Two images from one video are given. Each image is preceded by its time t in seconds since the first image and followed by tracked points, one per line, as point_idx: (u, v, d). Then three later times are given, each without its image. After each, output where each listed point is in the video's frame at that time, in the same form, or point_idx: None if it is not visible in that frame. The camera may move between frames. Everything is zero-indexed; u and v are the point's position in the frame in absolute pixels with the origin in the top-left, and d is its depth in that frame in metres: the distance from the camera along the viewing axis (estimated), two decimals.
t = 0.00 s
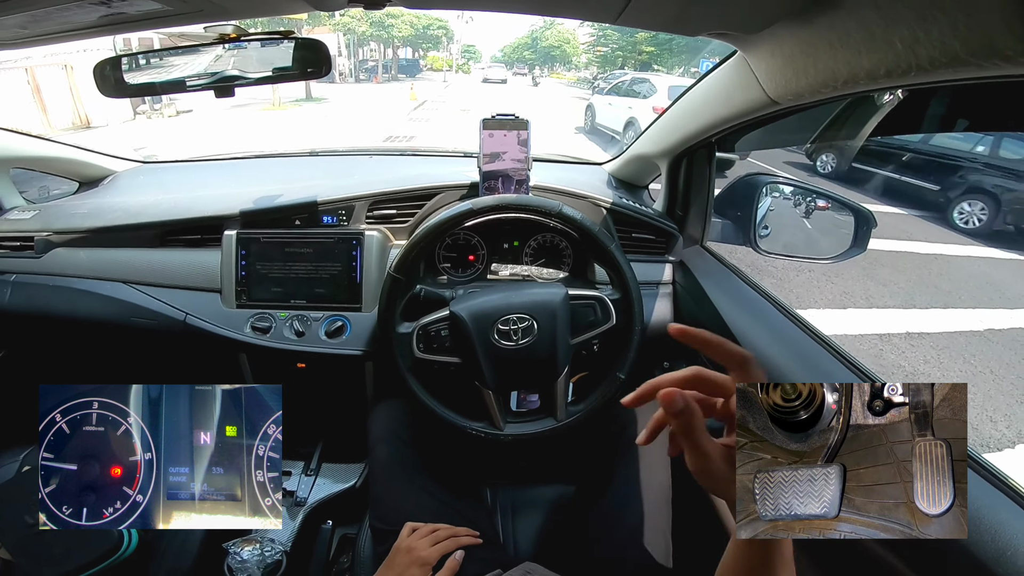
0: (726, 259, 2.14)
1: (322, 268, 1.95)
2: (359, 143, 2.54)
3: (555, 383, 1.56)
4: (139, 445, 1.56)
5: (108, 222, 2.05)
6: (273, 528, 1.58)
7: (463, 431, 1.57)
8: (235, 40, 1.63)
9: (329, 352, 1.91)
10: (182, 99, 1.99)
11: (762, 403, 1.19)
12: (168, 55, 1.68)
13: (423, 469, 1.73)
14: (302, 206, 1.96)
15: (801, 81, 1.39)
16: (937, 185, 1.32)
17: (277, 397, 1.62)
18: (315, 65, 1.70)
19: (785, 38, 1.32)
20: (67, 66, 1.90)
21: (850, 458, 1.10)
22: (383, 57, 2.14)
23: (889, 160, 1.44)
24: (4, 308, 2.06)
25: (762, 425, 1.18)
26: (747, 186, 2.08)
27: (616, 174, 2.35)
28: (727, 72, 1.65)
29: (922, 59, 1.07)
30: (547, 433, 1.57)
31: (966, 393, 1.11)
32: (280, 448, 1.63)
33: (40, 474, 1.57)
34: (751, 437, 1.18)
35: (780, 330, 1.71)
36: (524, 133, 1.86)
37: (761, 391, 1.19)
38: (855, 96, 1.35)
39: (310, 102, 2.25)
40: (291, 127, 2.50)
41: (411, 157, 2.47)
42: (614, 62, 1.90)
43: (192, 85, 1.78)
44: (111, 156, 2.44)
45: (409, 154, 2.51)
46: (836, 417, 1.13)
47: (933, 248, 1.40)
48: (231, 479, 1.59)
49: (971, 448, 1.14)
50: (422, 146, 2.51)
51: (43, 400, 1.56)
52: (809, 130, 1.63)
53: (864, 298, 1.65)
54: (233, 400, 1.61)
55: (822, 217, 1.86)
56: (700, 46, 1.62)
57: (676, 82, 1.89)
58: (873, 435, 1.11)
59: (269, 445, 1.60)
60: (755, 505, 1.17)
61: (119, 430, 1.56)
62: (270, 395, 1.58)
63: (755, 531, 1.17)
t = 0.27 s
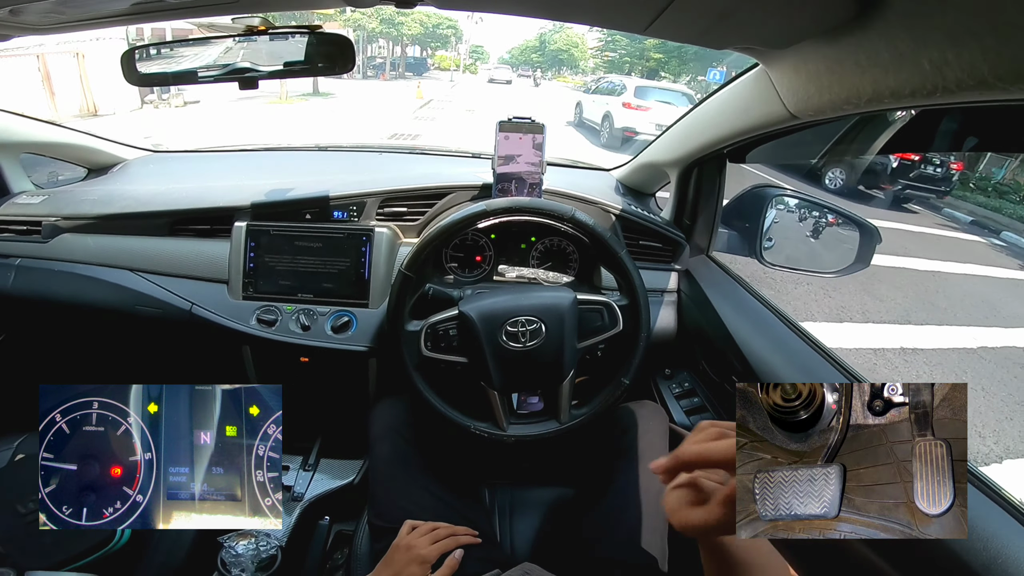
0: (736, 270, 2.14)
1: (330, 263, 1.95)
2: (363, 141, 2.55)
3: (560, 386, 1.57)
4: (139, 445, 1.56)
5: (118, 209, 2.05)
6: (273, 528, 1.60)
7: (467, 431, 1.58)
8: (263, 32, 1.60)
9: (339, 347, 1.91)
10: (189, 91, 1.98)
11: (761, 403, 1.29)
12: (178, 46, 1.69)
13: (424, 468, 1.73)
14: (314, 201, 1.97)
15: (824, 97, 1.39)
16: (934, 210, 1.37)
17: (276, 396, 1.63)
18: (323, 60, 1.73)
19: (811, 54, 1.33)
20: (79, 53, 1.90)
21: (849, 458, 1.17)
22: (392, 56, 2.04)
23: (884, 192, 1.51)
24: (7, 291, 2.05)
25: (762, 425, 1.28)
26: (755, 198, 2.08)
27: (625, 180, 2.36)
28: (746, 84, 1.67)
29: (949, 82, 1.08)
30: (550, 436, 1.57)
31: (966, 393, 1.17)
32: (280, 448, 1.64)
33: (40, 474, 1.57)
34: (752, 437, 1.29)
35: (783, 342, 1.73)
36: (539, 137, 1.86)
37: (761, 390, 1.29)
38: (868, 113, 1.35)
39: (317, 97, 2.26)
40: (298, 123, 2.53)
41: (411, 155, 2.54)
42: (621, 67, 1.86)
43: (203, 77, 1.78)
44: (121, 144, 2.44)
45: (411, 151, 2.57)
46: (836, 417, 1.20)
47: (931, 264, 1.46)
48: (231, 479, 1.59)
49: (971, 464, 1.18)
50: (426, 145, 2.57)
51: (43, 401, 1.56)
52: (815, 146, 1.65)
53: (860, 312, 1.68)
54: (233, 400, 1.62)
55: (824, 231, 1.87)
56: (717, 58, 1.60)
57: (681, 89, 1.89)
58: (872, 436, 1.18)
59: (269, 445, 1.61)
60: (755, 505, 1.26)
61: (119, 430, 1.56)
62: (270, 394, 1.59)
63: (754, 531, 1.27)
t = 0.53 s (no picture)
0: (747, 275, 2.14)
1: (343, 259, 1.96)
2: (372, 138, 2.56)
3: (569, 387, 1.57)
4: (139, 445, 1.53)
5: (135, 200, 2.06)
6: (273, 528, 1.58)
7: (476, 430, 1.59)
8: (288, 26, 1.62)
9: (348, 342, 1.92)
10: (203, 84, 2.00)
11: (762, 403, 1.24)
12: (193, 40, 1.69)
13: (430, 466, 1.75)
14: (329, 196, 1.98)
15: (847, 107, 1.39)
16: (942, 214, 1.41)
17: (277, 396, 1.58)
18: (336, 57, 1.71)
19: (838, 62, 1.33)
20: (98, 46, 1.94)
21: (850, 458, 1.17)
22: (403, 53, 2.01)
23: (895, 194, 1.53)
24: (22, 279, 2.07)
25: (762, 425, 1.24)
26: (767, 205, 2.10)
27: (637, 183, 2.35)
28: (767, 90, 1.66)
29: (979, 95, 1.07)
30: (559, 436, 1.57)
31: (966, 393, 1.17)
32: (280, 448, 1.60)
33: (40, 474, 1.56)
34: (751, 437, 1.25)
35: (792, 347, 1.74)
36: (556, 138, 1.87)
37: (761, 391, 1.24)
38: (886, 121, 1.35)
39: (327, 93, 2.26)
40: (310, 118, 2.53)
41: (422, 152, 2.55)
42: (632, 68, 1.89)
43: (218, 71, 1.79)
44: (137, 136, 2.45)
45: (419, 149, 2.58)
46: (836, 417, 1.18)
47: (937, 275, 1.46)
48: (231, 479, 1.57)
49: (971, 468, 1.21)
50: (434, 142, 2.57)
51: (43, 401, 1.54)
52: (829, 155, 1.65)
53: (867, 320, 1.68)
54: (233, 400, 1.57)
55: (835, 239, 1.87)
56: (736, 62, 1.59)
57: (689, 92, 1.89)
58: (872, 436, 1.17)
59: (269, 445, 1.57)
60: (755, 506, 1.24)
61: (119, 430, 1.54)
62: (270, 395, 1.54)
63: (755, 531, 1.24)
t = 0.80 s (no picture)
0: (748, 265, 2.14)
1: (343, 255, 1.96)
2: (375, 132, 2.54)
3: (569, 381, 1.57)
4: (139, 445, 1.56)
5: (135, 200, 2.07)
6: (273, 527, 1.60)
7: (476, 424, 1.59)
8: (278, 24, 1.58)
9: (347, 338, 1.92)
10: (204, 82, 2.02)
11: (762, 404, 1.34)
12: (191, 39, 1.69)
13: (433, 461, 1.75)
14: (327, 192, 1.98)
15: (845, 95, 1.37)
16: (954, 202, 1.35)
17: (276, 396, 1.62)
18: (336, 51, 1.72)
19: (834, 51, 1.30)
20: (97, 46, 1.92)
21: (849, 458, 1.22)
22: (403, 46, 2.11)
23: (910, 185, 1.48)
24: (25, 280, 2.08)
25: (762, 425, 1.32)
26: (768, 195, 2.06)
27: (638, 174, 2.33)
28: (762, 81, 1.66)
29: (977, 83, 1.04)
30: (558, 430, 1.59)
31: (967, 394, 1.19)
32: (280, 448, 1.63)
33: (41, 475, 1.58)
34: (752, 437, 1.33)
35: (794, 338, 1.73)
36: (553, 131, 1.85)
37: (762, 391, 1.34)
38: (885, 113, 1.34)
39: (329, 89, 2.26)
40: (309, 113, 2.54)
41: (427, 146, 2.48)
42: (633, 59, 1.90)
43: (217, 68, 1.80)
44: (136, 135, 2.45)
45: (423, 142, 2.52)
46: (836, 418, 1.26)
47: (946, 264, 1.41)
48: (231, 479, 1.59)
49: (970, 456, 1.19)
50: (437, 135, 2.54)
51: (43, 401, 1.57)
52: (832, 143, 1.63)
53: (875, 310, 1.65)
54: (233, 401, 1.61)
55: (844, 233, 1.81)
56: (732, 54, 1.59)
57: (694, 83, 1.88)
58: (872, 436, 1.22)
59: (268, 445, 1.60)
60: (755, 505, 1.31)
61: (119, 430, 1.57)
62: (269, 395, 1.58)
63: (754, 531, 1.31)
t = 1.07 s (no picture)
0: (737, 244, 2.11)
1: (326, 248, 1.94)
2: (369, 125, 2.50)
3: (555, 366, 1.55)
4: (139, 444, 1.55)
5: (115, 201, 2.05)
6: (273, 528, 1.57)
7: (463, 414, 1.57)
8: (236, 20, 1.59)
9: (332, 331, 1.91)
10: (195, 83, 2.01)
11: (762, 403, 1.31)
12: (179, 38, 1.64)
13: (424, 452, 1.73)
14: (307, 186, 1.95)
15: (816, 64, 1.35)
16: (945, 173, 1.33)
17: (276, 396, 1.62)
18: (321, 47, 1.69)
19: (800, 15, 1.28)
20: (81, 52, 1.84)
21: (850, 458, 1.17)
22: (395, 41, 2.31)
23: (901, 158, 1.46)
24: (13, 287, 2.06)
25: (762, 425, 1.28)
26: (757, 171, 2.03)
27: (627, 157, 2.28)
28: (735, 57, 1.63)
29: (947, 40, 1.03)
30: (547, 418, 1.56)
31: (966, 394, 1.15)
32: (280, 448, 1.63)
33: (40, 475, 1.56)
34: (750, 437, 1.28)
35: (787, 318, 1.70)
36: (530, 113, 1.84)
37: (761, 391, 1.31)
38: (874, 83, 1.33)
39: (321, 85, 2.24)
40: (299, 109, 2.48)
41: (416, 138, 2.44)
42: (627, 46, 1.91)
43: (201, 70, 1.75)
44: (119, 139, 2.42)
45: (416, 135, 2.47)
46: (836, 417, 1.21)
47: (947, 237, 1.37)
48: (231, 479, 1.58)
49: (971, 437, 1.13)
50: (430, 129, 2.48)
51: (43, 400, 1.56)
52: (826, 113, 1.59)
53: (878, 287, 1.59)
54: (233, 400, 1.61)
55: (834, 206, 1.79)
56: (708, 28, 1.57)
57: (686, 67, 1.86)
58: (873, 436, 1.17)
59: (268, 445, 1.60)
60: (755, 505, 1.26)
61: (119, 430, 1.56)
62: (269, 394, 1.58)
63: (754, 531, 1.26)
